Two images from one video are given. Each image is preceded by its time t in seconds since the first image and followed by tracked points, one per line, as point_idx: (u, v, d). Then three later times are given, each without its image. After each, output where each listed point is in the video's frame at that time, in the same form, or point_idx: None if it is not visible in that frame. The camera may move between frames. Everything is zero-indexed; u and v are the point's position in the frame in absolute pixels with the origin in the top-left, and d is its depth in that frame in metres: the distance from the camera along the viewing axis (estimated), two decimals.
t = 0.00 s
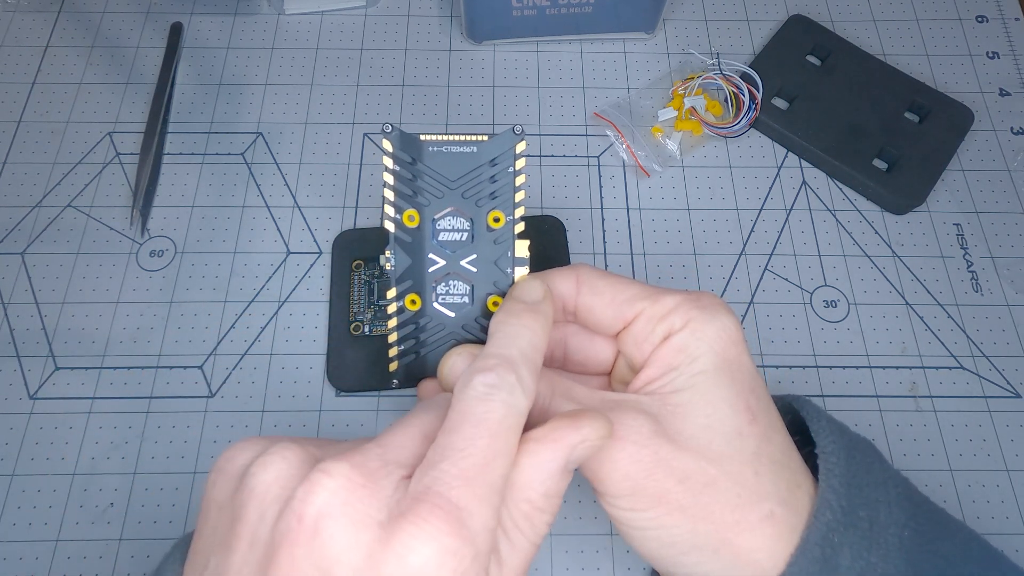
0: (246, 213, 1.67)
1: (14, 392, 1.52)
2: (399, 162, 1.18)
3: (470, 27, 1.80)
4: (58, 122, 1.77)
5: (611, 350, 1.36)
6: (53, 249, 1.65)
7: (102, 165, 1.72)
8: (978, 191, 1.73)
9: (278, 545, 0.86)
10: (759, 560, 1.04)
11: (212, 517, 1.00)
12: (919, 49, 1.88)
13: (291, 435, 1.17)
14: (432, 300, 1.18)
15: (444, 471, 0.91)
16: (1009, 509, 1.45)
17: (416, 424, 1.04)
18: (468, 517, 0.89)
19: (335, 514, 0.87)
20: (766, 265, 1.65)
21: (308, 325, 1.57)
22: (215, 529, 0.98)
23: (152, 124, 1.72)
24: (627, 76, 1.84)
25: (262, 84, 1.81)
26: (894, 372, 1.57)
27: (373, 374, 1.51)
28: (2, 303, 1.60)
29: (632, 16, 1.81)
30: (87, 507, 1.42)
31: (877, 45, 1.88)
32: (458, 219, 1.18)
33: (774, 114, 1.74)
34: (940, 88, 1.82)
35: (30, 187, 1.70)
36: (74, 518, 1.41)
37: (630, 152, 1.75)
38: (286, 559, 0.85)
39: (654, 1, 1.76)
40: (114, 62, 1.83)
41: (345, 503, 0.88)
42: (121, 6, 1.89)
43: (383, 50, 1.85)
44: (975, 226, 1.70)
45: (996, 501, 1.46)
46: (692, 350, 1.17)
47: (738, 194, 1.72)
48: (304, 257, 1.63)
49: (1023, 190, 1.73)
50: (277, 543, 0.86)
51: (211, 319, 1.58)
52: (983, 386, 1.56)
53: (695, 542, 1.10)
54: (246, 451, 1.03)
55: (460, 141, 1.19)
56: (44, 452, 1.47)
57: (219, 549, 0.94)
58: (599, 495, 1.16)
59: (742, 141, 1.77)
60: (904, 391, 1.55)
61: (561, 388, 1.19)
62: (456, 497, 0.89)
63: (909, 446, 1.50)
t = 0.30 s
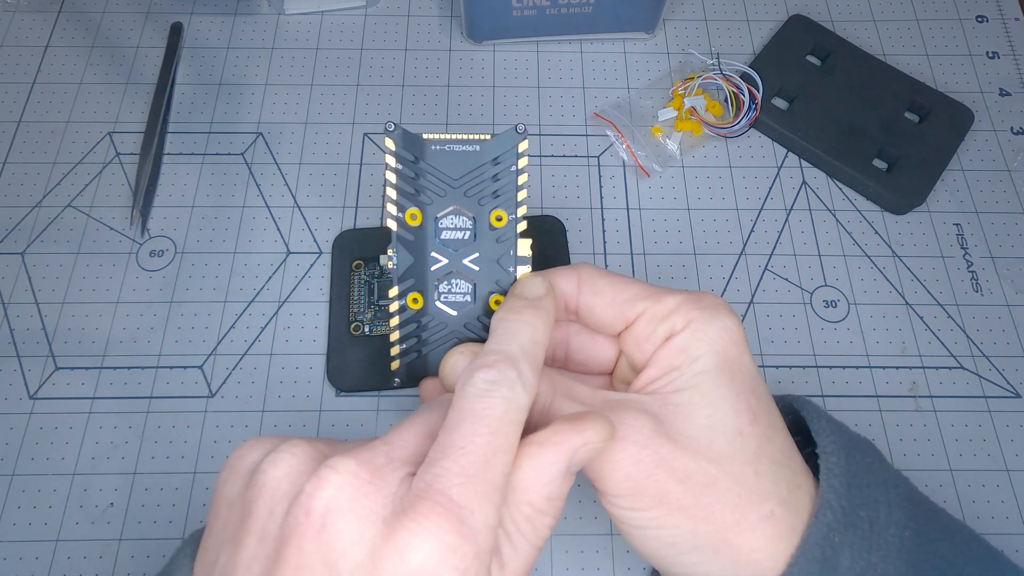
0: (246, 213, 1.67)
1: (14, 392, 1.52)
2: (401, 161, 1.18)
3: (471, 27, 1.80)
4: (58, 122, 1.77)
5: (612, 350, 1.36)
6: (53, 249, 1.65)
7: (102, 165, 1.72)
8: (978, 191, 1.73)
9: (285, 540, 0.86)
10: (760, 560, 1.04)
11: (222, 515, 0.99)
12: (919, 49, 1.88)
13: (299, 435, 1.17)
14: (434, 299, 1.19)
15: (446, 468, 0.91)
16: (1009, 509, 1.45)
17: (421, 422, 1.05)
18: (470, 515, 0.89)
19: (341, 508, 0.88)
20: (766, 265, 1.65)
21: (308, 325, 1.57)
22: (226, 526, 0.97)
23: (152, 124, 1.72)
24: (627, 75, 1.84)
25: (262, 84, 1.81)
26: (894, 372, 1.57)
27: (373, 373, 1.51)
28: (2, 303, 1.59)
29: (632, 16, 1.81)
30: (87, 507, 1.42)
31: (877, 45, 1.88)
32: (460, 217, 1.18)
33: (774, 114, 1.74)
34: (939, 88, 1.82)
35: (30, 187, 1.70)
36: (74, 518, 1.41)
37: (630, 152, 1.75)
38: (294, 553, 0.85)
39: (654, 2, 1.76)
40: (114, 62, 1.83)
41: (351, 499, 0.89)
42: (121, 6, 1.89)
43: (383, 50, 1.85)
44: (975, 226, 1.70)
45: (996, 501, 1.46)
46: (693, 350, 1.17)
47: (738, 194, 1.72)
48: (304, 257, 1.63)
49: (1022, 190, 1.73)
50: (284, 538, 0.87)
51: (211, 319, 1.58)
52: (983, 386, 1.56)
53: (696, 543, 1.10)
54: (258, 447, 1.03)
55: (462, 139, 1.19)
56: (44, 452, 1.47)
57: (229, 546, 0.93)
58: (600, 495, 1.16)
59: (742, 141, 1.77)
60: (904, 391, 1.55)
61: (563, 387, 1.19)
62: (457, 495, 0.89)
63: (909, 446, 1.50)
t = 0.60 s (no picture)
0: (246, 213, 1.67)
1: (14, 391, 1.52)
2: (401, 159, 1.18)
3: (470, 27, 1.80)
4: (58, 122, 1.77)
5: (614, 348, 1.36)
6: (53, 249, 1.65)
7: (102, 165, 1.72)
8: (978, 191, 1.73)
9: (283, 539, 0.87)
10: (760, 560, 1.04)
11: (223, 514, 0.99)
12: (919, 49, 1.88)
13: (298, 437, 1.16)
14: (435, 297, 1.19)
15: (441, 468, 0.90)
16: (1009, 509, 1.45)
17: (420, 422, 1.04)
18: (465, 517, 0.88)
19: (337, 508, 0.88)
20: (765, 265, 1.65)
21: (308, 325, 1.57)
22: (227, 525, 0.98)
23: (152, 124, 1.72)
24: (627, 76, 1.84)
25: (262, 84, 1.81)
26: (894, 372, 1.57)
27: (373, 373, 1.51)
28: (2, 303, 1.60)
29: (632, 16, 1.81)
30: (87, 507, 1.42)
31: (877, 45, 1.88)
32: (460, 216, 1.18)
33: (774, 114, 1.74)
34: (939, 88, 1.82)
35: (30, 187, 1.70)
36: (75, 518, 1.41)
37: (630, 152, 1.75)
38: (292, 553, 0.85)
39: (654, 2, 1.76)
40: (114, 62, 1.83)
41: (347, 498, 0.89)
42: (121, 6, 1.89)
43: (383, 50, 1.85)
44: (975, 226, 1.70)
45: (996, 501, 1.46)
46: (695, 348, 1.17)
47: (738, 194, 1.72)
48: (304, 257, 1.63)
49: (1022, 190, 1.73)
50: (282, 536, 0.87)
51: (211, 319, 1.58)
52: (983, 386, 1.56)
53: (698, 543, 1.09)
54: (258, 446, 1.03)
55: (462, 137, 1.19)
56: (44, 452, 1.47)
57: (229, 544, 0.93)
58: (603, 496, 1.16)
59: (742, 141, 1.77)
60: (904, 391, 1.55)
61: (564, 385, 1.18)
62: (452, 496, 0.89)
63: (908, 446, 1.50)
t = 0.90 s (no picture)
0: (246, 213, 1.67)
1: (14, 392, 1.52)
2: (402, 159, 1.18)
3: (470, 27, 1.80)
4: (58, 122, 1.77)
5: (615, 348, 1.36)
6: (53, 249, 1.65)
7: (102, 164, 1.72)
8: (978, 191, 1.73)
9: (284, 539, 0.87)
10: (763, 558, 1.04)
11: (225, 514, 0.99)
12: (919, 49, 1.88)
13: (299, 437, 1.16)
14: (437, 297, 1.18)
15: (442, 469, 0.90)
16: (1010, 509, 1.45)
17: (422, 425, 1.04)
18: (465, 518, 0.88)
19: (340, 509, 0.88)
20: (766, 265, 1.65)
21: (308, 325, 1.57)
22: (229, 525, 0.98)
23: (152, 124, 1.72)
24: (627, 75, 1.84)
25: (262, 84, 1.81)
26: (894, 372, 1.57)
27: (373, 373, 1.51)
28: (2, 303, 1.59)
29: (632, 16, 1.81)
30: (87, 507, 1.42)
31: (877, 45, 1.88)
32: (462, 215, 1.18)
33: (774, 114, 1.74)
34: (939, 88, 1.82)
35: (30, 187, 1.70)
36: (75, 518, 1.41)
37: (630, 152, 1.75)
38: (293, 553, 0.85)
39: (654, 2, 1.76)
40: (114, 62, 1.83)
41: (348, 499, 0.89)
42: (121, 6, 1.89)
43: (383, 50, 1.85)
44: (975, 226, 1.70)
45: (996, 501, 1.46)
46: (697, 347, 1.16)
47: (738, 194, 1.72)
48: (304, 257, 1.63)
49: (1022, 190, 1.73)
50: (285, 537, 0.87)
51: (211, 319, 1.58)
52: (983, 386, 1.56)
53: (700, 542, 1.09)
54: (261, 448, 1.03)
55: (463, 137, 1.19)
56: (44, 452, 1.47)
57: (228, 546, 0.93)
58: (605, 495, 1.15)
59: (742, 141, 1.77)
60: (904, 391, 1.55)
61: (565, 384, 1.18)
62: (453, 498, 0.89)
63: (908, 446, 1.50)
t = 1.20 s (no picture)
0: (246, 213, 1.67)
1: (14, 391, 1.52)
2: (404, 157, 1.18)
3: (470, 27, 1.80)
4: (58, 121, 1.77)
5: (616, 346, 1.35)
6: (54, 249, 1.65)
7: (102, 165, 1.72)
8: (978, 190, 1.73)
9: (279, 537, 0.87)
10: (765, 555, 1.05)
11: (221, 512, 0.99)
12: (919, 49, 1.88)
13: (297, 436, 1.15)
14: (438, 295, 1.18)
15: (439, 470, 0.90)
16: (1010, 509, 1.45)
17: (416, 424, 1.04)
18: (460, 519, 0.88)
19: (334, 511, 0.88)
20: (766, 265, 1.65)
21: (308, 325, 1.57)
22: (225, 522, 0.98)
23: (152, 124, 1.73)
24: (627, 76, 1.84)
25: (262, 84, 1.81)
26: (894, 372, 1.57)
27: (373, 373, 1.51)
28: (2, 303, 1.60)
29: (632, 16, 1.81)
30: (88, 507, 1.42)
31: (877, 45, 1.88)
32: (463, 213, 1.18)
33: (774, 114, 1.74)
34: (939, 88, 1.82)
35: (30, 187, 1.70)
36: (75, 517, 1.41)
37: (630, 152, 1.75)
38: (287, 551, 0.86)
39: (654, 2, 1.76)
40: (113, 61, 1.83)
41: (344, 498, 0.89)
42: (121, 6, 1.89)
43: (383, 50, 1.85)
44: (975, 226, 1.70)
45: (996, 501, 1.46)
46: (698, 345, 1.16)
47: (738, 194, 1.72)
48: (304, 257, 1.63)
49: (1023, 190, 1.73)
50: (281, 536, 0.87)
51: (211, 320, 1.58)
52: (983, 386, 1.56)
53: (703, 538, 1.09)
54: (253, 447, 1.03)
55: (466, 135, 1.19)
56: (44, 452, 1.47)
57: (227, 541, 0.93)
58: (608, 491, 1.15)
59: (742, 141, 1.77)
60: (904, 391, 1.55)
61: (567, 381, 1.17)
62: (448, 499, 0.88)
63: (909, 446, 1.50)
